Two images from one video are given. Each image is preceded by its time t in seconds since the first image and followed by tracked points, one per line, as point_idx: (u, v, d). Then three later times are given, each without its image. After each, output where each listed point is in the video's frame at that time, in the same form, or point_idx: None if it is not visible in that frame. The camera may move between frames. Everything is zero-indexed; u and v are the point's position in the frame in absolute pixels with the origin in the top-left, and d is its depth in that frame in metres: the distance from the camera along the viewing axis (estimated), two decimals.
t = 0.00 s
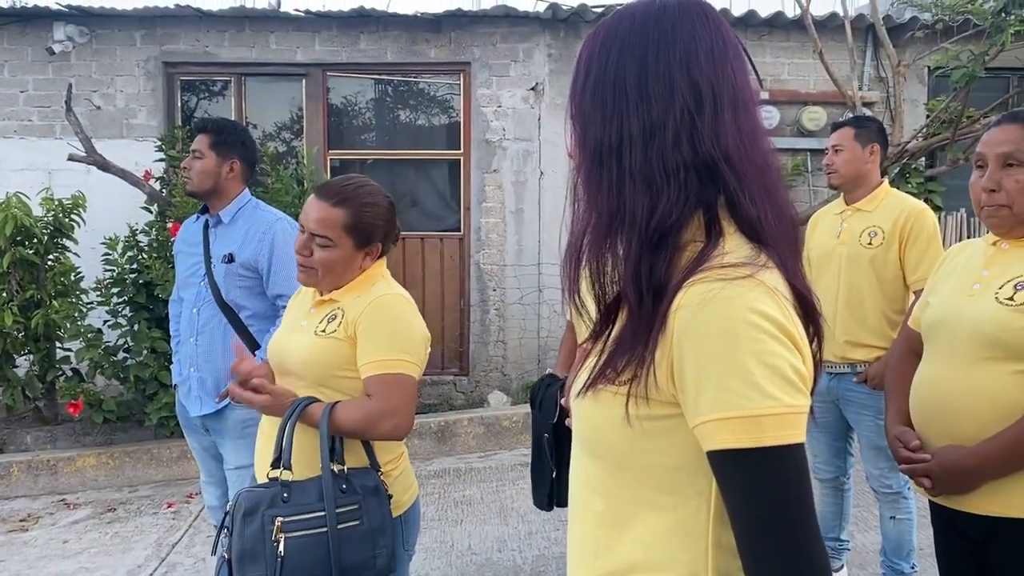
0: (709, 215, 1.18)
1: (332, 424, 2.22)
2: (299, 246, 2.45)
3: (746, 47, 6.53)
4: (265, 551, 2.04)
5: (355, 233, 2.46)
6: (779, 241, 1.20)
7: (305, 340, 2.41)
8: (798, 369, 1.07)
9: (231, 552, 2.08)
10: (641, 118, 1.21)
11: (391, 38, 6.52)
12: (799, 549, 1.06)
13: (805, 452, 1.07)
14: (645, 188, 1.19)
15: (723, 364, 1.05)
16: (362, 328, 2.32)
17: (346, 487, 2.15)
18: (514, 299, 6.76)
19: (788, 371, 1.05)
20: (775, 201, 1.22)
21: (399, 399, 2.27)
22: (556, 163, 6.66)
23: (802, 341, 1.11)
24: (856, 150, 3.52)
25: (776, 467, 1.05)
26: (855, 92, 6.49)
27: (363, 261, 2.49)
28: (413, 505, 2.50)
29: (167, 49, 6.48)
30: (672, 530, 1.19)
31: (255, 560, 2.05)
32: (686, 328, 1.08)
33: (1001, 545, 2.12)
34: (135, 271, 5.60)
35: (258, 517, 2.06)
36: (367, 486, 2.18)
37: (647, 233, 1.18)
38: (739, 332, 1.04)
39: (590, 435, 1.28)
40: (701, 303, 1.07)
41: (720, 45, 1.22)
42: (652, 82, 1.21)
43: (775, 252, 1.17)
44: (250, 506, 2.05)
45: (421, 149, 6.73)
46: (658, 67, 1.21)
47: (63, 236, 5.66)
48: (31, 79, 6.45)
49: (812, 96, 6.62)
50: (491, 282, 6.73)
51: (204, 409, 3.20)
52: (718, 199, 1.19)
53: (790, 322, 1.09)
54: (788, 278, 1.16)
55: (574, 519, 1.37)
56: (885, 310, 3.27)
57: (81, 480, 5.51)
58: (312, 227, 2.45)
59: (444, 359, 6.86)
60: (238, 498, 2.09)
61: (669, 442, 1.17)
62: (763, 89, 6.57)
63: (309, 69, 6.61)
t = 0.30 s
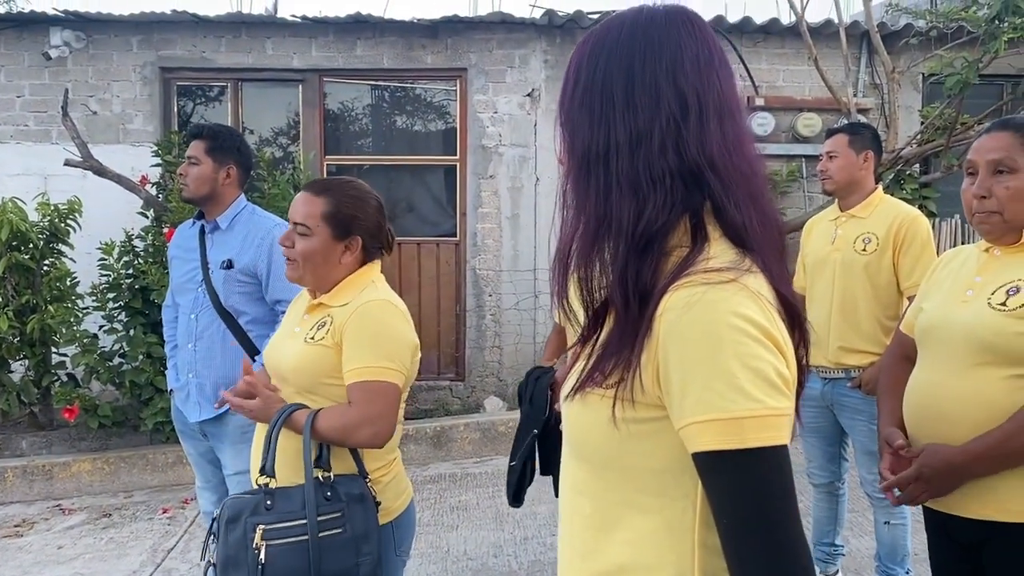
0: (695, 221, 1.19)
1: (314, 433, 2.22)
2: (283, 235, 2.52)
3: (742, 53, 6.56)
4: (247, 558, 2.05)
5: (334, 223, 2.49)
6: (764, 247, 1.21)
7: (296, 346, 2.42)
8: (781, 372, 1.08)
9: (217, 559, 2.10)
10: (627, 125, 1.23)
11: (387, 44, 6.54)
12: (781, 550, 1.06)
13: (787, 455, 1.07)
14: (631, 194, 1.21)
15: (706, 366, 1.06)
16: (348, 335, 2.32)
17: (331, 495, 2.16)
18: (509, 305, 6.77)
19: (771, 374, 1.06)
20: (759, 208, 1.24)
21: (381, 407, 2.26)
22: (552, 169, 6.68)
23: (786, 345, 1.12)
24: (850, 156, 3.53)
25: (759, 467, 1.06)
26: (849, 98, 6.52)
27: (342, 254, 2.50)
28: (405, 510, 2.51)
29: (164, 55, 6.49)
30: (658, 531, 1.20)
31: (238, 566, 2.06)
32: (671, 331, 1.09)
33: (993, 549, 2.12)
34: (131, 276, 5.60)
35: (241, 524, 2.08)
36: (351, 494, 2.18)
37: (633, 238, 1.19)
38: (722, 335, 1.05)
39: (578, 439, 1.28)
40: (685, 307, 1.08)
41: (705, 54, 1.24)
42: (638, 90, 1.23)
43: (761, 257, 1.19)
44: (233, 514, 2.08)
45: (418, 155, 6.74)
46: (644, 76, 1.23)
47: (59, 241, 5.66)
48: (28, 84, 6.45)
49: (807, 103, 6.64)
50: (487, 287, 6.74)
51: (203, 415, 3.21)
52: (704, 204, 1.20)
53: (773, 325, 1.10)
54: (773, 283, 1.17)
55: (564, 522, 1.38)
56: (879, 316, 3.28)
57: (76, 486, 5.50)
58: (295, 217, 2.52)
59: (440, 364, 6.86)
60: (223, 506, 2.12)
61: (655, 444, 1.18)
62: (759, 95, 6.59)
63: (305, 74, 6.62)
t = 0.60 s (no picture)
0: (680, 231, 1.22)
1: (305, 438, 2.23)
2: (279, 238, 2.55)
3: (740, 60, 6.58)
4: (226, 559, 2.11)
5: (323, 223, 2.50)
6: (749, 256, 1.23)
7: (292, 352, 2.42)
8: (763, 379, 1.09)
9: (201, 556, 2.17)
10: (613, 137, 1.25)
11: (386, 50, 6.56)
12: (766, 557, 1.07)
13: (771, 463, 1.08)
14: (618, 204, 1.23)
15: (690, 374, 1.06)
16: (344, 342, 2.33)
17: (315, 504, 2.18)
18: (507, 311, 6.77)
19: (753, 382, 1.07)
20: (744, 217, 1.26)
21: (376, 414, 2.27)
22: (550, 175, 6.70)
23: (769, 353, 1.13)
24: (846, 163, 3.55)
25: (743, 475, 1.06)
26: (847, 105, 6.54)
27: (332, 254, 2.50)
28: (397, 520, 2.50)
29: (163, 61, 6.51)
30: (645, 539, 1.20)
31: (218, 567, 2.12)
32: (656, 340, 1.10)
33: (985, 559, 2.13)
34: (129, 282, 5.60)
35: (225, 526, 2.14)
36: (336, 505, 2.20)
37: (619, 248, 1.21)
38: (705, 343, 1.06)
39: (565, 446, 1.29)
40: (669, 316, 1.09)
41: (691, 67, 1.26)
42: (624, 102, 1.25)
43: (745, 266, 1.21)
44: (218, 514, 2.14)
45: (416, 161, 6.76)
46: (630, 88, 1.25)
47: (57, 246, 5.66)
48: (27, 90, 6.46)
49: (805, 109, 6.65)
50: (485, 293, 6.74)
51: (202, 421, 3.21)
52: (689, 215, 1.22)
53: (757, 334, 1.12)
54: (757, 292, 1.19)
55: (552, 528, 1.38)
56: (875, 323, 3.29)
57: (73, 492, 5.50)
58: (289, 221, 2.55)
59: (438, 370, 6.86)
60: (211, 506, 2.18)
61: (640, 451, 1.19)
62: (756, 102, 6.61)
63: (304, 81, 6.63)
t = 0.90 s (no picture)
0: (661, 235, 1.29)
1: (297, 443, 2.24)
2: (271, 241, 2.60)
3: (737, 66, 6.59)
4: (223, 566, 2.11)
5: (307, 224, 2.52)
6: (728, 259, 1.30)
7: (285, 356, 2.43)
8: (741, 383, 1.17)
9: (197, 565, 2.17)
10: (599, 143, 1.31)
11: (385, 55, 6.57)
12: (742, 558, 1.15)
13: (747, 467, 1.16)
14: (602, 210, 1.30)
15: (669, 378, 1.15)
16: (336, 348, 2.33)
17: (310, 508, 2.19)
18: (506, 316, 6.77)
19: (732, 386, 1.15)
20: (725, 221, 1.33)
21: (367, 420, 2.28)
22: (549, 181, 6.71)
23: (747, 358, 1.21)
24: (841, 169, 3.56)
25: (721, 478, 1.14)
26: (844, 111, 6.56)
27: (313, 254, 2.51)
28: (389, 522, 2.51)
29: (162, 66, 6.52)
30: (623, 541, 1.26)
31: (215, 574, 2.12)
32: (637, 345, 1.18)
33: (976, 566, 2.14)
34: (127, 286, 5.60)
35: (220, 533, 2.14)
36: (331, 509, 2.21)
37: (602, 252, 1.28)
38: (686, 350, 1.15)
39: (549, 449, 1.37)
40: (650, 322, 1.18)
41: (673, 75, 1.32)
42: (609, 109, 1.31)
43: (723, 269, 1.28)
44: (213, 521, 2.14)
45: (415, 166, 6.78)
46: (615, 95, 1.31)
47: (55, 251, 5.67)
48: (26, 95, 6.47)
49: (803, 115, 6.67)
50: (483, 298, 6.75)
51: (199, 425, 3.21)
52: (670, 220, 1.29)
53: (733, 338, 1.19)
54: (736, 295, 1.26)
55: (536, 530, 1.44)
56: (871, 328, 3.29)
57: (70, 497, 5.49)
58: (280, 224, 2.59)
59: (436, 376, 6.86)
60: (205, 514, 2.18)
61: (619, 455, 1.26)
62: (754, 108, 6.63)
63: (303, 86, 6.65)
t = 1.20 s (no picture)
0: (649, 239, 1.31)
1: (287, 446, 2.25)
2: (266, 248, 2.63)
3: (734, 73, 6.62)
4: (209, 567, 2.14)
5: (300, 230, 2.55)
6: (710, 262, 1.33)
7: (278, 360, 2.45)
8: (721, 386, 1.19)
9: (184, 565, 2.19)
10: (590, 146, 1.32)
11: (383, 62, 6.60)
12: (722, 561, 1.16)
13: (727, 471, 1.17)
14: (593, 213, 1.31)
15: (652, 380, 1.16)
16: (328, 351, 2.35)
17: (297, 512, 2.20)
18: (503, 321, 6.79)
19: (712, 389, 1.18)
20: (708, 225, 1.36)
21: (356, 423, 2.29)
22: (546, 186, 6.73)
23: (726, 360, 1.24)
24: (834, 175, 3.58)
25: (701, 482, 1.16)
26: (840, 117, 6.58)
27: (306, 260, 2.54)
28: (380, 526, 2.53)
29: (161, 72, 6.54)
30: (607, 542, 1.30)
31: None
32: (619, 349, 1.20)
33: (962, 570, 2.14)
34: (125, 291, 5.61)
35: (208, 534, 2.16)
36: (318, 513, 2.22)
37: (594, 256, 1.30)
38: (667, 353, 1.17)
39: (534, 452, 1.40)
40: (631, 326, 1.20)
41: (659, 83, 1.36)
42: (600, 114, 1.33)
43: (706, 273, 1.31)
44: (201, 523, 2.16)
45: (412, 171, 6.80)
46: (606, 100, 1.33)
47: (53, 256, 5.69)
48: (26, 100, 6.49)
49: (799, 121, 6.69)
50: (481, 303, 6.76)
51: (195, 430, 3.23)
52: (656, 224, 1.32)
53: (714, 342, 1.22)
54: (716, 298, 1.29)
55: (519, 534, 1.48)
56: (863, 333, 3.30)
57: (67, 501, 5.50)
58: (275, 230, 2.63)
59: (433, 381, 6.87)
60: (194, 515, 2.20)
61: (604, 458, 1.29)
62: (751, 114, 6.65)
63: (301, 92, 6.67)
